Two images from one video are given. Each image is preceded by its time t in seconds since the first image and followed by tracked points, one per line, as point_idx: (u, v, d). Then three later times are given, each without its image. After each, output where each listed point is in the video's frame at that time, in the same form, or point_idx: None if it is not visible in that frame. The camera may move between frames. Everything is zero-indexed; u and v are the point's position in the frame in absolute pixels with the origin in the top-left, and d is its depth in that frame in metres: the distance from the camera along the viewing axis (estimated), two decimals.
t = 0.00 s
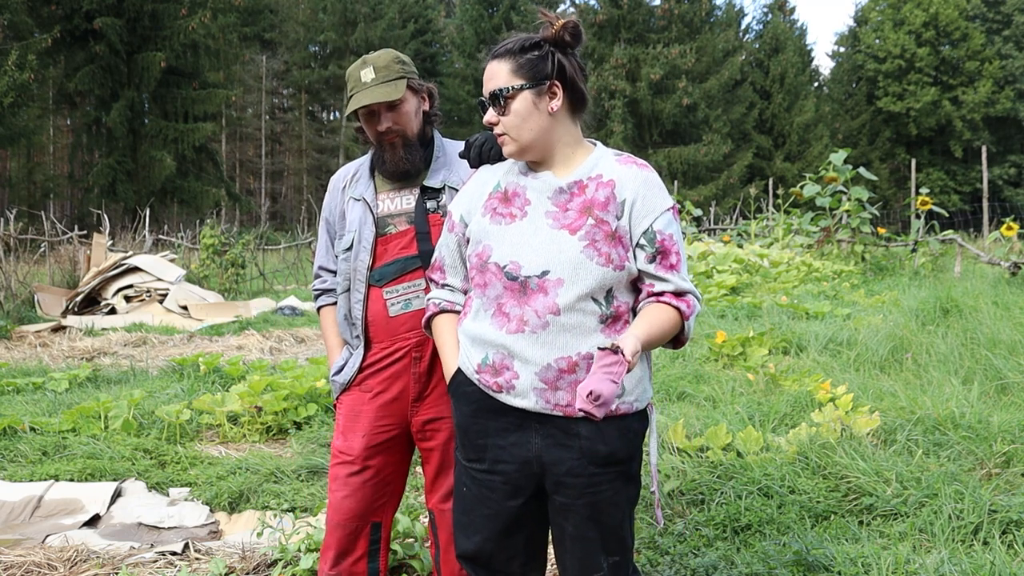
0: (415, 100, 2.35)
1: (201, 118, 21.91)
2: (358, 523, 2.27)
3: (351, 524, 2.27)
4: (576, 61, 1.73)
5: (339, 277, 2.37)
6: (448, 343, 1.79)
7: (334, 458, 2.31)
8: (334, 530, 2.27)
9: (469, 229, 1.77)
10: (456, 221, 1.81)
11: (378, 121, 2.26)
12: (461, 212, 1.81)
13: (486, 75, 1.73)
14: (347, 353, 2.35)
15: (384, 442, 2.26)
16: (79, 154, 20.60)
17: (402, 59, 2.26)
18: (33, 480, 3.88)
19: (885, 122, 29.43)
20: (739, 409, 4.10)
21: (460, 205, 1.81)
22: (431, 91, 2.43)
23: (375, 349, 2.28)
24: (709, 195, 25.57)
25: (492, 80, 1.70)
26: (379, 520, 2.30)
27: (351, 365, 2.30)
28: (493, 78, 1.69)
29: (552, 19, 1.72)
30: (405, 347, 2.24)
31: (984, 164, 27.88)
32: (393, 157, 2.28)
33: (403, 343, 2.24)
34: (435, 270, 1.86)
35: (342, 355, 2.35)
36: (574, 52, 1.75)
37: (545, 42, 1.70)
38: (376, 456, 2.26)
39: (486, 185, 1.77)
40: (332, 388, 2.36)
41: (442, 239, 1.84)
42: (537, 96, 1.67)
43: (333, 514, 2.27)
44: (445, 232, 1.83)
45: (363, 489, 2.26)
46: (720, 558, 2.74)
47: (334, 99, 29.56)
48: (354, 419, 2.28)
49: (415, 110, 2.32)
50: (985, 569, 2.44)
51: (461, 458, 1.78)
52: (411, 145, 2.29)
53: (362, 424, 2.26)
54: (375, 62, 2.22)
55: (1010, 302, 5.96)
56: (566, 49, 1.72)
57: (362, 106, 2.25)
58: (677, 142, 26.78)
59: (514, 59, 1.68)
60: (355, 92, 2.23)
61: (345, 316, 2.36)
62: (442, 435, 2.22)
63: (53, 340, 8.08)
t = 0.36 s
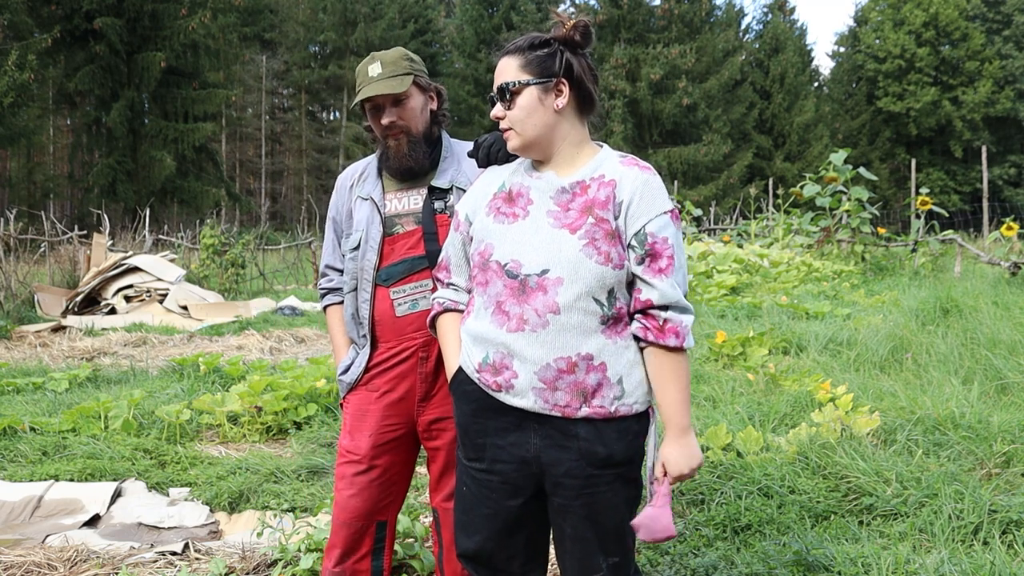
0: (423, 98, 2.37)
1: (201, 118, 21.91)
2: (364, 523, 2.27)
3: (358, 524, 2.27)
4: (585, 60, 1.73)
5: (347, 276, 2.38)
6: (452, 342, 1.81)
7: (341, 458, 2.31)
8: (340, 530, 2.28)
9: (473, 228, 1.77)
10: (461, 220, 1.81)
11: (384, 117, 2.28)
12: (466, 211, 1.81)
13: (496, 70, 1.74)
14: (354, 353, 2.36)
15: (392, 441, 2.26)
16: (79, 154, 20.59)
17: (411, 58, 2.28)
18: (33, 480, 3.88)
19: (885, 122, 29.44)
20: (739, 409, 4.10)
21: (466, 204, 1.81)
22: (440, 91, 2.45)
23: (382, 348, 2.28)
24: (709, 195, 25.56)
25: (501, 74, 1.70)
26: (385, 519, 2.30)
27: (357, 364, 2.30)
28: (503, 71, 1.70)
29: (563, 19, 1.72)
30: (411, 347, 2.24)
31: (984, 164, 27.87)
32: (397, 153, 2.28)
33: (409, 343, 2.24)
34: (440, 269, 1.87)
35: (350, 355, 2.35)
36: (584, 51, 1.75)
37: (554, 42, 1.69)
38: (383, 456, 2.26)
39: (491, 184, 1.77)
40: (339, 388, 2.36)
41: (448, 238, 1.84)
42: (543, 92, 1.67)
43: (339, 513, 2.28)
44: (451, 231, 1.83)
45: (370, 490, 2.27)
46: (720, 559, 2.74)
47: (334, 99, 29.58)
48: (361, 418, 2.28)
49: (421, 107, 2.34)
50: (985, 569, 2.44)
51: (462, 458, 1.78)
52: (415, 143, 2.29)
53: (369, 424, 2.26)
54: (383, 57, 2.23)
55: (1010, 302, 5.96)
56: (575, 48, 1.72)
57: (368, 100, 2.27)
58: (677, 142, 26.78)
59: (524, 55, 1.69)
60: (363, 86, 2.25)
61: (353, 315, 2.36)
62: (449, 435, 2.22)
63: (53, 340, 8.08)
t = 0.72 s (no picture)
0: (431, 97, 2.38)
1: (201, 118, 21.92)
2: (367, 523, 2.28)
3: (361, 524, 2.27)
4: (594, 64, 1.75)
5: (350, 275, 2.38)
6: (451, 342, 1.81)
7: (344, 458, 2.31)
8: (342, 532, 2.27)
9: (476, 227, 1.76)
10: (462, 220, 1.80)
11: (391, 113, 2.29)
12: (467, 211, 1.80)
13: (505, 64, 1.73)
14: (356, 353, 2.35)
15: (395, 443, 2.26)
16: (79, 154, 20.59)
17: (422, 56, 2.29)
18: (33, 480, 3.88)
19: (885, 122, 29.46)
20: (739, 409, 4.10)
21: (466, 204, 1.80)
22: (449, 92, 2.47)
23: (386, 348, 2.27)
24: (709, 195, 25.58)
25: (516, 68, 1.70)
26: (387, 520, 2.31)
27: (360, 364, 2.30)
28: (518, 66, 1.69)
29: (574, 20, 1.74)
30: (415, 347, 2.24)
31: (984, 165, 27.88)
32: (403, 148, 2.28)
33: (414, 343, 2.24)
34: (439, 269, 1.86)
35: (352, 355, 2.35)
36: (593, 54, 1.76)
37: (569, 41, 1.71)
38: (387, 456, 2.26)
39: (494, 183, 1.77)
40: (342, 387, 2.36)
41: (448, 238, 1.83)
42: (561, 89, 1.68)
43: (341, 513, 2.27)
44: (450, 230, 1.83)
45: (374, 490, 2.26)
46: (720, 558, 2.74)
47: (334, 99, 29.60)
48: (364, 418, 2.28)
49: (429, 104, 2.35)
50: (985, 569, 2.44)
51: (465, 458, 1.78)
52: (422, 139, 2.29)
53: (373, 424, 2.26)
54: (394, 54, 2.24)
55: (1010, 302, 5.96)
56: (585, 49, 1.74)
57: (375, 94, 2.28)
58: (677, 142, 26.78)
59: (540, 51, 1.69)
60: (372, 81, 2.26)
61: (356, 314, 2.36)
62: (451, 436, 2.22)
63: (53, 340, 8.08)
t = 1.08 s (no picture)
0: (432, 97, 2.40)
1: (201, 118, 21.91)
2: (368, 524, 2.27)
3: (362, 526, 2.27)
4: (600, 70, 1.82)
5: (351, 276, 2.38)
6: (456, 350, 1.75)
7: (346, 460, 2.30)
8: (344, 533, 2.27)
9: (480, 230, 1.76)
10: (460, 222, 1.78)
11: (394, 111, 2.31)
12: (466, 213, 1.79)
13: (534, 55, 1.72)
14: (357, 354, 2.36)
15: (397, 443, 2.26)
16: (80, 154, 20.60)
17: (426, 56, 2.32)
18: (33, 480, 3.88)
19: (885, 123, 29.48)
20: (739, 409, 4.09)
21: (463, 206, 1.79)
22: (448, 93, 2.48)
23: (388, 350, 2.28)
24: (709, 195, 25.59)
25: (549, 61, 1.70)
26: (388, 521, 2.31)
27: (362, 365, 2.30)
28: (552, 59, 1.70)
29: (582, 24, 1.79)
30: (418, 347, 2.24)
31: (984, 165, 27.90)
32: (404, 145, 2.28)
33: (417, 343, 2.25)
34: (431, 273, 1.82)
35: (353, 356, 2.35)
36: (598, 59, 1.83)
37: (588, 44, 1.77)
38: (389, 456, 2.26)
39: (495, 185, 1.76)
40: (342, 389, 2.36)
41: (443, 241, 1.79)
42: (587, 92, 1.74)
43: (342, 515, 2.27)
44: (446, 231, 1.79)
45: (376, 490, 2.26)
46: (720, 558, 2.74)
47: (334, 99, 29.61)
48: (366, 420, 2.28)
49: (430, 103, 2.36)
50: (985, 569, 2.44)
51: (476, 465, 1.75)
52: (422, 137, 2.29)
53: (375, 425, 2.26)
54: (397, 52, 2.27)
55: (1010, 302, 5.96)
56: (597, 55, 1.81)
57: (377, 91, 2.30)
58: (677, 142, 26.78)
59: (570, 48, 1.73)
60: (375, 78, 2.28)
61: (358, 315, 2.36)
62: (453, 436, 2.21)
63: (53, 340, 8.08)
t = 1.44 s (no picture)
0: (430, 95, 2.40)
1: (201, 118, 21.90)
2: (366, 524, 2.28)
3: (360, 526, 2.27)
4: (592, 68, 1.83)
5: (350, 274, 2.38)
6: (460, 354, 1.75)
7: (344, 460, 2.30)
8: (343, 533, 2.27)
9: (480, 233, 1.75)
10: (460, 225, 1.78)
11: (390, 109, 2.31)
12: (465, 217, 1.78)
13: (528, 56, 1.73)
14: (355, 354, 2.36)
15: (396, 443, 2.26)
16: (80, 154, 20.60)
17: (423, 55, 2.33)
18: (33, 480, 3.88)
19: (885, 123, 29.51)
20: (739, 409, 4.09)
21: (462, 209, 1.79)
22: (447, 92, 2.48)
23: (387, 349, 2.28)
24: (709, 195, 25.58)
25: (544, 60, 1.71)
26: (387, 521, 2.31)
27: (360, 364, 2.30)
28: (546, 59, 1.71)
29: (573, 24, 1.81)
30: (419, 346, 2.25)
31: (984, 165, 27.90)
32: (401, 143, 2.28)
33: (416, 342, 2.25)
34: (432, 278, 1.82)
35: (352, 356, 2.35)
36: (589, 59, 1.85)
37: (579, 42, 1.78)
38: (388, 455, 2.26)
39: (495, 186, 1.76)
40: (341, 390, 2.36)
41: (442, 245, 1.79)
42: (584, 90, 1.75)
43: (340, 515, 2.27)
44: (446, 235, 1.79)
45: (375, 489, 2.26)
46: (720, 558, 2.74)
47: (334, 99, 29.62)
48: (365, 420, 2.28)
49: (428, 101, 2.36)
50: (986, 569, 2.44)
51: (482, 468, 1.74)
52: (420, 135, 2.29)
53: (374, 425, 2.26)
54: (395, 51, 2.27)
55: (1010, 302, 5.96)
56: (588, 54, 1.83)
57: (374, 88, 2.31)
58: (677, 142, 26.78)
59: (563, 48, 1.74)
60: (372, 76, 2.29)
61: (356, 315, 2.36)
62: (454, 435, 2.21)
63: (53, 340, 8.08)
